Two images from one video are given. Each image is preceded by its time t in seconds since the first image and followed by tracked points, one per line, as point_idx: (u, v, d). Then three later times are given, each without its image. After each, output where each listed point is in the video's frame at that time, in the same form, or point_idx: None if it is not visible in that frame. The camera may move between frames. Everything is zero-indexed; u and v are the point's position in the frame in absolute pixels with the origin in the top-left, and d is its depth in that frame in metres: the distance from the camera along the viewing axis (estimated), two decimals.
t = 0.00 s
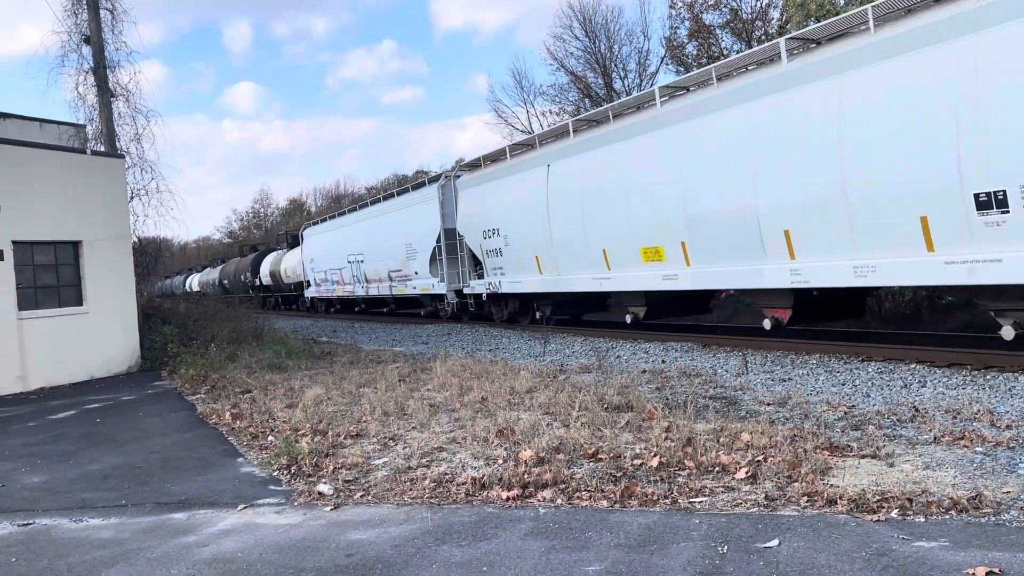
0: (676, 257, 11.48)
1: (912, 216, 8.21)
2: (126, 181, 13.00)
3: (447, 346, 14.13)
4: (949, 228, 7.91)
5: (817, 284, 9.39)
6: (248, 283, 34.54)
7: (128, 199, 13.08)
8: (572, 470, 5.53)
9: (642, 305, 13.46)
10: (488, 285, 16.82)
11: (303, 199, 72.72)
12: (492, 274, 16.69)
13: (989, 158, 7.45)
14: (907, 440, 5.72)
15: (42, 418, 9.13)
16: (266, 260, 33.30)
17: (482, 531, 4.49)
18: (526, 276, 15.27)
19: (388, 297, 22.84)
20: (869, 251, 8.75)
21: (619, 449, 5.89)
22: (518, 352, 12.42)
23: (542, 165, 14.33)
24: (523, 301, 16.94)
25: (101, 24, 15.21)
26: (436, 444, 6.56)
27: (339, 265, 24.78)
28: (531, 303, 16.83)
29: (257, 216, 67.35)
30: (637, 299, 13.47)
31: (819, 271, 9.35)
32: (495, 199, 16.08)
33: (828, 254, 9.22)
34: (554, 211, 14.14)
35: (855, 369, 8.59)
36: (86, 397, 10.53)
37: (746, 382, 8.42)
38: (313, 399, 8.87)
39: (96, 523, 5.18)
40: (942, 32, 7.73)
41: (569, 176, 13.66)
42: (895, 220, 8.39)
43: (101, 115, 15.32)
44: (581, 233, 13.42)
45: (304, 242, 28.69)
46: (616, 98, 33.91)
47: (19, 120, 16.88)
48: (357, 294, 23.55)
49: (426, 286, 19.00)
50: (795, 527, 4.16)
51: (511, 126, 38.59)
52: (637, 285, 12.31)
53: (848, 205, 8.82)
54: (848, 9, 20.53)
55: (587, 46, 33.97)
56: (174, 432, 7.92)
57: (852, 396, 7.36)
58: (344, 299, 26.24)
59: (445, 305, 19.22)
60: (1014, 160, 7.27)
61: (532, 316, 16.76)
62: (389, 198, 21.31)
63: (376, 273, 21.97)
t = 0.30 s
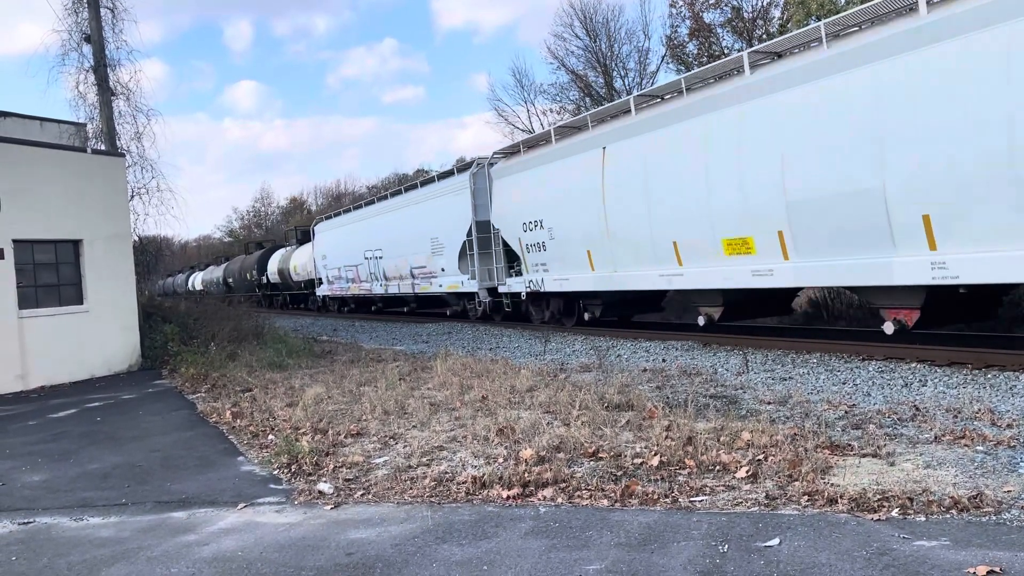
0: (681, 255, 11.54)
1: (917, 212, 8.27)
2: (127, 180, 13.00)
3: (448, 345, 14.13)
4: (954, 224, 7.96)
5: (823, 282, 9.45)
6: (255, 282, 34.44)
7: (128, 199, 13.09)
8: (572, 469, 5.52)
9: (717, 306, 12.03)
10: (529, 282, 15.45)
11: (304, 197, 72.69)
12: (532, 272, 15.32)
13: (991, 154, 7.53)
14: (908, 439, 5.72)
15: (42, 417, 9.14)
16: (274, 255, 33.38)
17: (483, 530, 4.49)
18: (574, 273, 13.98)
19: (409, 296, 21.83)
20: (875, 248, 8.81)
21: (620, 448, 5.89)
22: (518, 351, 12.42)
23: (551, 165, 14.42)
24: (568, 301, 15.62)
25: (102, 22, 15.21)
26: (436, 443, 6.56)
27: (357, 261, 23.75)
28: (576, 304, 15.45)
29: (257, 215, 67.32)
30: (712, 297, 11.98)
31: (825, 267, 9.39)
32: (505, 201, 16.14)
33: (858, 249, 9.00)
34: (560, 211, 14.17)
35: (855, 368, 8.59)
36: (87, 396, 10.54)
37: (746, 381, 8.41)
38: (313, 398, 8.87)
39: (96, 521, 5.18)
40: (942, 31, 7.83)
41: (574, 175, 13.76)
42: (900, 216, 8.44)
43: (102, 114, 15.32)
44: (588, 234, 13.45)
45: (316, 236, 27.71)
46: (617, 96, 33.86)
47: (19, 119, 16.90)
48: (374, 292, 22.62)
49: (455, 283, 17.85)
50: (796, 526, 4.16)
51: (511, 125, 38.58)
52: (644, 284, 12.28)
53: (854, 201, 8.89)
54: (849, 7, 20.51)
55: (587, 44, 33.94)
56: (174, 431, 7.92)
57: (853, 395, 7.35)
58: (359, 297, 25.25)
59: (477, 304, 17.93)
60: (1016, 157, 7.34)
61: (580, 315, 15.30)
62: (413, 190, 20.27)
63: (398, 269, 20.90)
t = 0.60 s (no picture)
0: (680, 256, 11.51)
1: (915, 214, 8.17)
2: (127, 180, 13.01)
3: (448, 345, 14.13)
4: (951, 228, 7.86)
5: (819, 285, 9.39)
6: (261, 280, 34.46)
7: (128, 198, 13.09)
8: (572, 469, 5.53)
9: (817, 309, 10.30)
10: (579, 281, 14.08)
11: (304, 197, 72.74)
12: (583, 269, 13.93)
13: (987, 155, 7.43)
14: (908, 439, 5.71)
15: (42, 416, 9.14)
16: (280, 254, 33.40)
17: (482, 531, 4.49)
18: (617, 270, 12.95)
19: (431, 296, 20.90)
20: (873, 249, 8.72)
21: (620, 448, 5.88)
22: (518, 351, 12.42)
23: (557, 165, 14.49)
24: (623, 300, 14.10)
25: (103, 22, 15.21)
26: (436, 443, 6.56)
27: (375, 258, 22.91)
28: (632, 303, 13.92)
29: (257, 214, 67.32)
30: (811, 298, 10.17)
31: (821, 270, 9.32)
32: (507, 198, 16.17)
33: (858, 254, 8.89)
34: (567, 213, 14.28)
35: (855, 368, 8.59)
36: (87, 395, 10.54)
37: (746, 381, 8.40)
38: (313, 397, 8.87)
39: (96, 521, 5.18)
40: (938, 31, 7.74)
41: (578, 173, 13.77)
42: (896, 218, 8.36)
43: (102, 113, 15.32)
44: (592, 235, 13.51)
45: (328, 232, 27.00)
46: (617, 97, 33.84)
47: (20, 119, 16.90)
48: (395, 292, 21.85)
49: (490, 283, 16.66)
50: (796, 527, 4.16)
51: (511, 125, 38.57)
52: (647, 285, 12.25)
53: (850, 202, 8.83)
54: (850, 7, 20.49)
55: (587, 44, 33.94)
56: (174, 430, 7.93)
57: (853, 395, 7.35)
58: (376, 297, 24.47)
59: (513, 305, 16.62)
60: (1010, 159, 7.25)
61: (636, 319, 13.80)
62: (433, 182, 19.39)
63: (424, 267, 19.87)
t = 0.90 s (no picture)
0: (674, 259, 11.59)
1: (898, 217, 8.19)
2: (127, 180, 13.01)
3: (448, 346, 14.12)
4: (932, 232, 7.87)
5: (809, 286, 9.44)
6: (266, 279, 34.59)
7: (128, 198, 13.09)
8: (572, 470, 5.52)
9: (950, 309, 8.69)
10: (640, 280, 12.45)
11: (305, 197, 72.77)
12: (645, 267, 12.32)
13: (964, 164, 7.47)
14: (908, 441, 5.71)
15: (43, 417, 9.14)
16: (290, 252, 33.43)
17: (482, 532, 4.48)
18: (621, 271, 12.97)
19: (458, 296, 19.95)
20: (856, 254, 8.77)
21: (620, 450, 5.88)
22: (518, 351, 12.41)
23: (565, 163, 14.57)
24: (692, 301, 12.57)
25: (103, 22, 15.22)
26: (436, 443, 6.55)
27: (395, 257, 22.02)
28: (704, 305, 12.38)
29: (257, 215, 67.33)
30: (946, 300, 8.63)
31: (811, 272, 9.38)
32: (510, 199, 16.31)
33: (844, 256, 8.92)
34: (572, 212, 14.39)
35: (855, 370, 8.58)
36: (87, 395, 10.54)
37: (747, 383, 8.39)
38: (313, 398, 8.87)
39: (96, 521, 5.18)
40: (919, 38, 7.74)
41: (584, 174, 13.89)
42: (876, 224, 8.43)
43: (103, 113, 15.33)
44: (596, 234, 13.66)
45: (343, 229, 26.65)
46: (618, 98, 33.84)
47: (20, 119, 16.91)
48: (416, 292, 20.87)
49: (531, 282, 15.29)
50: (796, 528, 4.16)
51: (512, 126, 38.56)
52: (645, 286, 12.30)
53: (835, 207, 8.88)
54: (850, 8, 20.50)
55: (588, 46, 33.96)
56: (174, 431, 7.92)
57: (853, 397, 7.34)
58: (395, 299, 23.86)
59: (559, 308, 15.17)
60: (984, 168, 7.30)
61: (709, 322, 12.32)
62: (458, 176, 18.43)
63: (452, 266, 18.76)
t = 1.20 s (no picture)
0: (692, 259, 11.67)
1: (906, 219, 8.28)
2: (127, 181, 13.03)
3: (448, 347, 14.12)
4: (942, 233, 7.96)
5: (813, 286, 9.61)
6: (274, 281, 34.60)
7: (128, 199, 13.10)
8: (571, 473, 5.52)
9: None
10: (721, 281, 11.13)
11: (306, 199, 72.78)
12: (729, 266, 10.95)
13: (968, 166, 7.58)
14: (908, 444, 5.71)
15: (41, 418, 9.14)
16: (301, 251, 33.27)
17: (481, 534, 4.48)
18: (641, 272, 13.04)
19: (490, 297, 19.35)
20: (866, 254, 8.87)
21: (619, 452, 5.88)
22: (518, 354, 12.41)
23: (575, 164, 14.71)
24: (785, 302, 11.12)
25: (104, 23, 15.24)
26: (435, 445, 6.55)
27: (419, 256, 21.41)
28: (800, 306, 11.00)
29: (257, 216, 67.33)
30: None
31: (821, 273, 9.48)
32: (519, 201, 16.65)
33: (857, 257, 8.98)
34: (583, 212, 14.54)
35: (855, 372, 8.59)
36: (86, 396, 10.54)
37: (746, 385, 8.40)
38: (312, 400, 8.86)
39: (94, 523, 5.17)
40: (924, 41, 7.87)
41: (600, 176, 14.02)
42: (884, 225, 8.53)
43: (103, 114, 15.33)
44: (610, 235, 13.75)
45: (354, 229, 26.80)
46: (618, 100, 33.87)
47: (21, 120, 16.92)
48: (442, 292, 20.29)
49: (579, 282, 14.31)
50: (795, 531, 4.16)
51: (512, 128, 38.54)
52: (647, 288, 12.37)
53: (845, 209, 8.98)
54: (850, 12, 20.53)
55: (588, 48, 33.98)
56: (173, 433, 7.92)
57: (853, 400, 7.35)
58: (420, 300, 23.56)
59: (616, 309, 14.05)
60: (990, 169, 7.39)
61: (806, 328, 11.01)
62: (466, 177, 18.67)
63: (484, 264, 17.88)
